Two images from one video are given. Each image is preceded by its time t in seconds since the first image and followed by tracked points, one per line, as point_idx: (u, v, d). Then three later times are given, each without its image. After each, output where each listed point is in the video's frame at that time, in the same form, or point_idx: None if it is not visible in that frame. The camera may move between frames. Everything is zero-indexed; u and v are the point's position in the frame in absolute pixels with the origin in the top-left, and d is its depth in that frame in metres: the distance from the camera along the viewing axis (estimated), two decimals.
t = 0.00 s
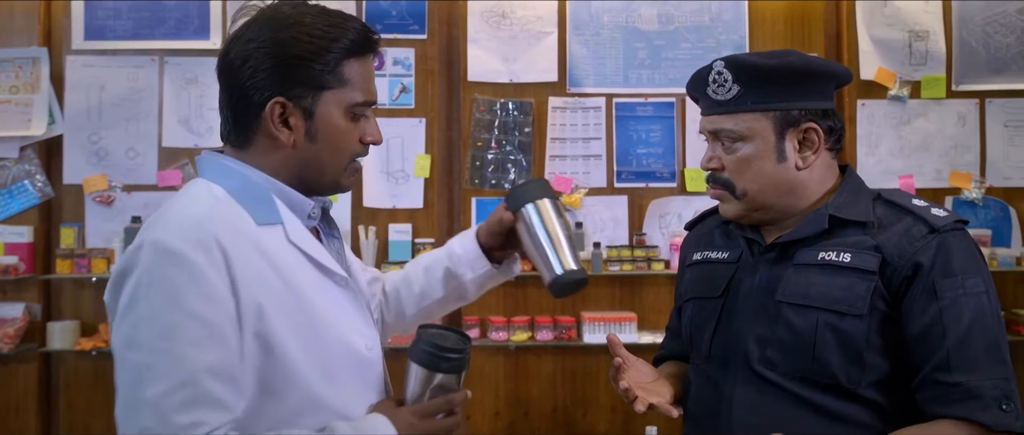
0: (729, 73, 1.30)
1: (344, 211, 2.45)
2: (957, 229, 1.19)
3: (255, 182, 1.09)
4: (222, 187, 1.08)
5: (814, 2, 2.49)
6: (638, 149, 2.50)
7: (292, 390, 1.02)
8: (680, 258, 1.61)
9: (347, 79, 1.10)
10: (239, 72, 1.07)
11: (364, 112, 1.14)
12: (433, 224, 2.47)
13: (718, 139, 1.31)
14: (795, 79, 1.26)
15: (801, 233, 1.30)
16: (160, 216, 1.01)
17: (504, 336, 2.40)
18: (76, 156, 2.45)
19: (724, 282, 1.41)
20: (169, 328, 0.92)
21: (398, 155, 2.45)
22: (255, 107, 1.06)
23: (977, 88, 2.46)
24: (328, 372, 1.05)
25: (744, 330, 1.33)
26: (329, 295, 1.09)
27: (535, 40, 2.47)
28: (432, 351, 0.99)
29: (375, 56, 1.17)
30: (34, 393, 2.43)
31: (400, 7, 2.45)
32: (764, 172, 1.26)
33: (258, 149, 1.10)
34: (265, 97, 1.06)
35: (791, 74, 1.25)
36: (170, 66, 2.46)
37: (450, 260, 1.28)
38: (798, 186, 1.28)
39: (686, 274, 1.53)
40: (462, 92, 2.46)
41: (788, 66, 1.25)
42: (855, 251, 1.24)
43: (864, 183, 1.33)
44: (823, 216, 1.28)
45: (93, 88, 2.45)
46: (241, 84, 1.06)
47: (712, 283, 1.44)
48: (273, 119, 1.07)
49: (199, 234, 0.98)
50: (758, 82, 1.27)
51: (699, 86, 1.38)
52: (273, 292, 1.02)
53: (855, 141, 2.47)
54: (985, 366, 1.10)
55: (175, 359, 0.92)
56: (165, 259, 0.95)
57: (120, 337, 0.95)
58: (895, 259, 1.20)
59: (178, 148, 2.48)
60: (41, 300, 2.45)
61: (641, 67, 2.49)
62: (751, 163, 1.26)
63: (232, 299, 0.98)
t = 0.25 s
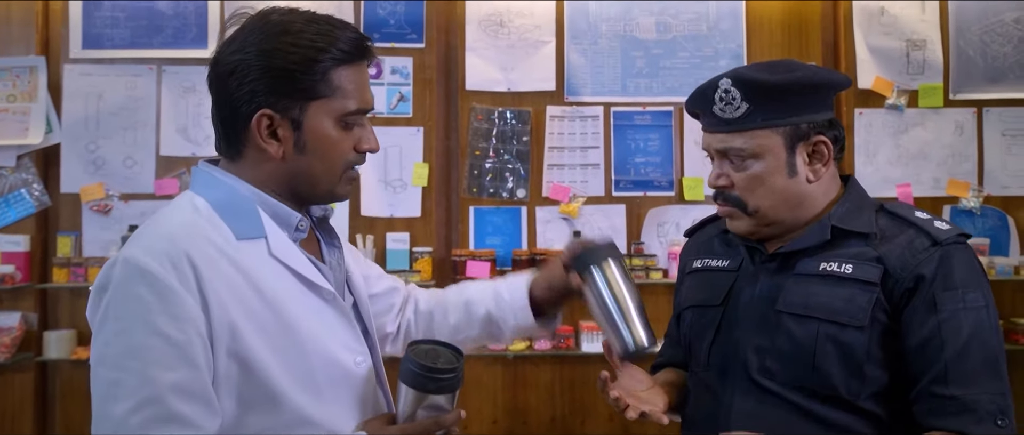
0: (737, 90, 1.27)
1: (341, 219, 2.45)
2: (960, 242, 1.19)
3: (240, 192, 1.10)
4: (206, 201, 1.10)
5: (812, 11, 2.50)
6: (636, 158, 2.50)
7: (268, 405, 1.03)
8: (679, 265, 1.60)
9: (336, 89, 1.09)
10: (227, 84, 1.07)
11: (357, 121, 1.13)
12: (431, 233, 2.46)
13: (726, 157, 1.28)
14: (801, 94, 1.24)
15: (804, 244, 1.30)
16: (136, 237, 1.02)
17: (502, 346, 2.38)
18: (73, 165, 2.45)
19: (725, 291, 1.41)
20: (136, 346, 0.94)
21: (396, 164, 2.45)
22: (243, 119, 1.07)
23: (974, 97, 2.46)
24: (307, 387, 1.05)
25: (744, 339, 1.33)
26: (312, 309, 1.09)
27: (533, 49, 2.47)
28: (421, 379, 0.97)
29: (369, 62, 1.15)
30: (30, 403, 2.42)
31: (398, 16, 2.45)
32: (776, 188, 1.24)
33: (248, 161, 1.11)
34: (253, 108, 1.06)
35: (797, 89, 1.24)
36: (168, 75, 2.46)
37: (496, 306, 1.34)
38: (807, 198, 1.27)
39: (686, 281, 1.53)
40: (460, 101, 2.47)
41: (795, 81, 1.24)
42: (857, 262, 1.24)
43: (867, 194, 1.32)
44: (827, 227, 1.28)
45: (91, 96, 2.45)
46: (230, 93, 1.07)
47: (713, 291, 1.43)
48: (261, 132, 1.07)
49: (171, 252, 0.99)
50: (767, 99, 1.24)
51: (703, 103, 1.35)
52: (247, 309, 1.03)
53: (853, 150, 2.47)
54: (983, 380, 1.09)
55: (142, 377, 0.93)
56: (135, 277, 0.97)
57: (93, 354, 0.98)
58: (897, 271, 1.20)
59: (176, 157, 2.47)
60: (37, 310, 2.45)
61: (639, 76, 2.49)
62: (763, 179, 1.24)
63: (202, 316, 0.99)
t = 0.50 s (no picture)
0: (727, 134, 1.22)
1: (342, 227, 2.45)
2: (960, 252, 1.19)
3: (243, 200, 1.11)
4: (208, 209, 1.09)
5: (812, 19, 2.50)
6: (637, 166, 2.50)
7: (265, 415, 1.02)
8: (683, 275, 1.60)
9: (338, 98, 1.08)
10: (228, 97, 1.06)
11: (361, 128, 1.12)
12: (431, 241, 2.45)
13: (726, 195, 1.26)
14: (793, 125, 1.21)
15: (808, 257, 1.29)
16: (137, 244, 1.02)
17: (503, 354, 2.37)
18: (73, 173, 2.45)
19: (729, 302, 1.40)
20: (135, 355, 0.94)
21: (396, 172, 2.45)
22: (246, 132, 1.07)
23: (975, 105, 2.46)
24: (305, 398, 1.04)
25: (746, 351, 1.32)
26: (312, 319, 1.08)
27: (534, 57, 2.47)
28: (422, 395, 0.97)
29: (370, 68, 1.14)
30: (29, 411, 2.41)
31: (398, 24, 2.45)
32: (784, 217, 1.23)
33: (253, 173, 1.11)
34: (255, 120, 1.06)
35: (789, 121, 1.20)
36: (168, 83, 2.46)
37: (517, 335, 1.40)
38: (814, 217, 1.27)
39: (690, 292, 1.52)
40: (460, 109, 2.47)
41: (785, 113, 1.19)
42: (860, 273, 1.23)
43: (872, 204, 1.31)
44: (831, 239, 1.27)
45: (91, 104, 2.45)
46: (231, 104, 1.06)
47: (717, 302, 1.42)
48: (263, 144, 1.07)
49: (171, 261, 0.99)
50: (760, 138, 1.20)
51: (692, 147, 1.29)
52: (247, 318, 1.02)
53: (854, 158, 2.46)
54: (948, 382, 1.10)
55: (141, 386, 0.93)
56: (135, 286, 0.96)
57: (92, 362, 0.97)
58: (897, 280, 1.19)
59: (176, 165, 2.47)
60: (37, 318, 2.44)
61: (639, 84, 2.49)
62: (770, 211, 1.23)
63: (201, 324, 0.98)
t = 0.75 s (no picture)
0: (734, 135, 1.20)
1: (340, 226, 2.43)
2: (953, 251, 1.18)
3: (248, 199, 1.09)
4: (212, 207, 1.08)
5: (813, 18, 2.49)
6: (637, 165, 2.48)
7: (267, 418, 1.01)
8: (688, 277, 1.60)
9: (336, 90, 1.07)
10: (226, 99, 1.05)
11: (363, 118, 1.11)
12: (430, 241, 2.44)
13: (732, 198, 1.24)
14: (798, 123, 1.20)
15: (806, 259, 1.27)
16: (140, 243, 1.01)
17: (502, 355, 2.36)
18: (70, 172, 2.43)
19: (729, 304, 1.39)
20: (138, 354, 0.92)
21: (395, 172, 2.44)
22: (247, 132, 1.05)
23: (977, 104, 2.45)
24: (307, 401, 1.03)
25: (744, 353, 1.31)
26: (315, 322, 1.07)
27: (533, 56, 2.46)
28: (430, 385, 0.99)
29: (366, 57, 1.13)
30: (26, 412, 2.39)
31: (397, 23, 2.44)
32: (791, 218, 1.22)
33: (256, 175, 1.10)
34: (255, 120, 1.05)
35: (794, 119, 1.19)
36: (166, 82, 2.45)
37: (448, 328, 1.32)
38: (819, 218, 1.25)
39: (694, 294, 1.52)
40: (460, 108, 2.45)
41: (788, 112, 1.18)
42: (854, 273, 1.21)
43: (873, 205, 1.30)
44: (830, 240, 1.25)
45: (88, 103, 2.44)
46: (230, 106, 1.05)
47: (718, 305, 1.42)
48: (265, 143, 1.05)
49: (175, 259, 0.98)
50: (767, 137, 1.18)
51: (696, 152, 1.27)
52: (251, 319, 1.01)
53: (856, 158, 2.45)
54: (922, 376, 1.09)
55: (144, 386, 0.92)
56: (139, 285, 0.95)
57: (95, 361, 0.96)
58: (890, 278, 1.19)
59: (174, 164, 2.46)
60: (34, 318, 2.43)
61: (640, 83, 2.48)
62: (777, 212, 1.21)
63: (205, 324, 0.97)
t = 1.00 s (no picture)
0: (748, 117, 1.20)
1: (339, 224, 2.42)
2: (955, 244, 1.17)
3: (246, 196, 1.08)
4: (209, 204, 1.06)
5: (813, 14, 2.48)
6: (636, 163, 2.48)
7: (270, 418, 0.99)
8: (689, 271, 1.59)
9: (332, 84, 1.06)
10: (222, 93, 1.04)
11: (359, 113, 1.10)
12: (428, 239, 2.43)
13: (740, 183, 1.23)
14: (812, 111, 1.20)
15: (808, 252, 1.26)
16: (140, 240, 0.99)
17: (501, 352, 2.35)
18: (67, 169, 2.42)
19: (731, 298, 1.38)
20: (144, 353, 0.91)
21: (394, 169, 2.43)
22: (243, 126, 1.04)
23: (978, 101, 2.44)
24: (310, 400, 1.01)
25: (745, 347, 1.31)
26: (315, 320, 1.06)
27: (533, 53, 2.45)
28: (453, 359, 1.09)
29: (362, 52, 1.12)
30: (23, 410, 2.38)
31: (395, 20, 2.43)
32: (797, 208, 1.21)
33: (252, 170, 1.09)
34: (252, 114, 1.04)
35: (809, 107, 1.19)
36: (163, 78, 2.44)
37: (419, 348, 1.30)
38: (824, 210, 1.25)
39: (694, 288, 1.51)
40: (458, 105, 2.44)
41: (802, 98, 1.19)
42: (856, 266, 1.20)
43: (875, 200, 1.30)
44: (831, 233, 1.25)
45: (85, 100, 2.43)
46: (226, 100, 1.04)
47: (720, 298, 1.41)
48: (262, 137, 1.04)
49: (178, 256, 0.96)
50: (780, 122, 1.18)
51: (707, 135, 1.27)
52: (254, 317, 1.00)
53: (856, 155, 2.44)
54: (926, 368, 1.08)
55: (150, 385, 0.90)
56: (142, 282, 0.93)
57: (98, 361, 0.94)
58: (892, 271, 1.18)
59: (171, 161, 2.45)
60: (31, 316, 2.41)
61: (639, 80, 2.47)
62: (783, 201, 1.20)
63: (209, 323, 0.95)
